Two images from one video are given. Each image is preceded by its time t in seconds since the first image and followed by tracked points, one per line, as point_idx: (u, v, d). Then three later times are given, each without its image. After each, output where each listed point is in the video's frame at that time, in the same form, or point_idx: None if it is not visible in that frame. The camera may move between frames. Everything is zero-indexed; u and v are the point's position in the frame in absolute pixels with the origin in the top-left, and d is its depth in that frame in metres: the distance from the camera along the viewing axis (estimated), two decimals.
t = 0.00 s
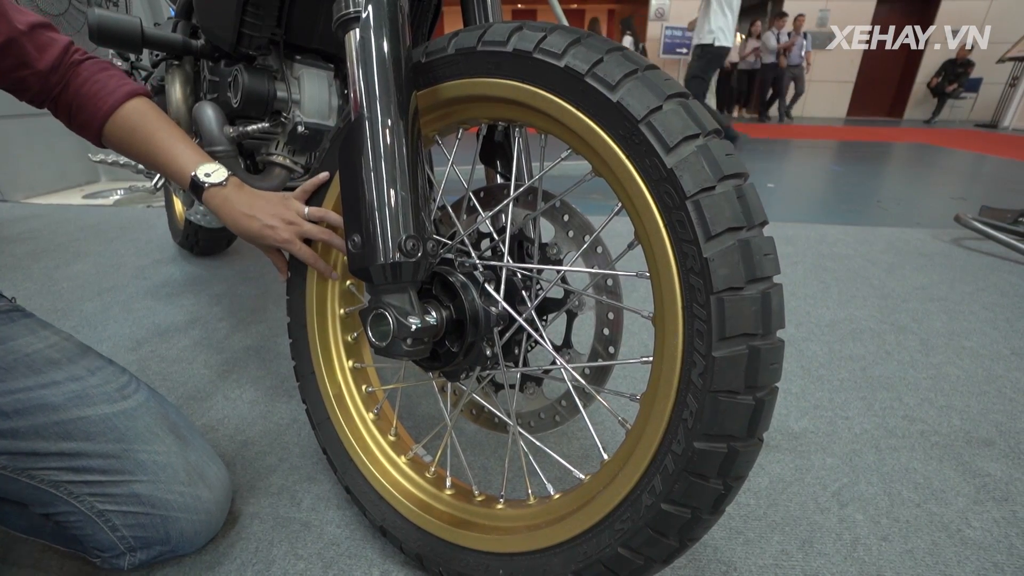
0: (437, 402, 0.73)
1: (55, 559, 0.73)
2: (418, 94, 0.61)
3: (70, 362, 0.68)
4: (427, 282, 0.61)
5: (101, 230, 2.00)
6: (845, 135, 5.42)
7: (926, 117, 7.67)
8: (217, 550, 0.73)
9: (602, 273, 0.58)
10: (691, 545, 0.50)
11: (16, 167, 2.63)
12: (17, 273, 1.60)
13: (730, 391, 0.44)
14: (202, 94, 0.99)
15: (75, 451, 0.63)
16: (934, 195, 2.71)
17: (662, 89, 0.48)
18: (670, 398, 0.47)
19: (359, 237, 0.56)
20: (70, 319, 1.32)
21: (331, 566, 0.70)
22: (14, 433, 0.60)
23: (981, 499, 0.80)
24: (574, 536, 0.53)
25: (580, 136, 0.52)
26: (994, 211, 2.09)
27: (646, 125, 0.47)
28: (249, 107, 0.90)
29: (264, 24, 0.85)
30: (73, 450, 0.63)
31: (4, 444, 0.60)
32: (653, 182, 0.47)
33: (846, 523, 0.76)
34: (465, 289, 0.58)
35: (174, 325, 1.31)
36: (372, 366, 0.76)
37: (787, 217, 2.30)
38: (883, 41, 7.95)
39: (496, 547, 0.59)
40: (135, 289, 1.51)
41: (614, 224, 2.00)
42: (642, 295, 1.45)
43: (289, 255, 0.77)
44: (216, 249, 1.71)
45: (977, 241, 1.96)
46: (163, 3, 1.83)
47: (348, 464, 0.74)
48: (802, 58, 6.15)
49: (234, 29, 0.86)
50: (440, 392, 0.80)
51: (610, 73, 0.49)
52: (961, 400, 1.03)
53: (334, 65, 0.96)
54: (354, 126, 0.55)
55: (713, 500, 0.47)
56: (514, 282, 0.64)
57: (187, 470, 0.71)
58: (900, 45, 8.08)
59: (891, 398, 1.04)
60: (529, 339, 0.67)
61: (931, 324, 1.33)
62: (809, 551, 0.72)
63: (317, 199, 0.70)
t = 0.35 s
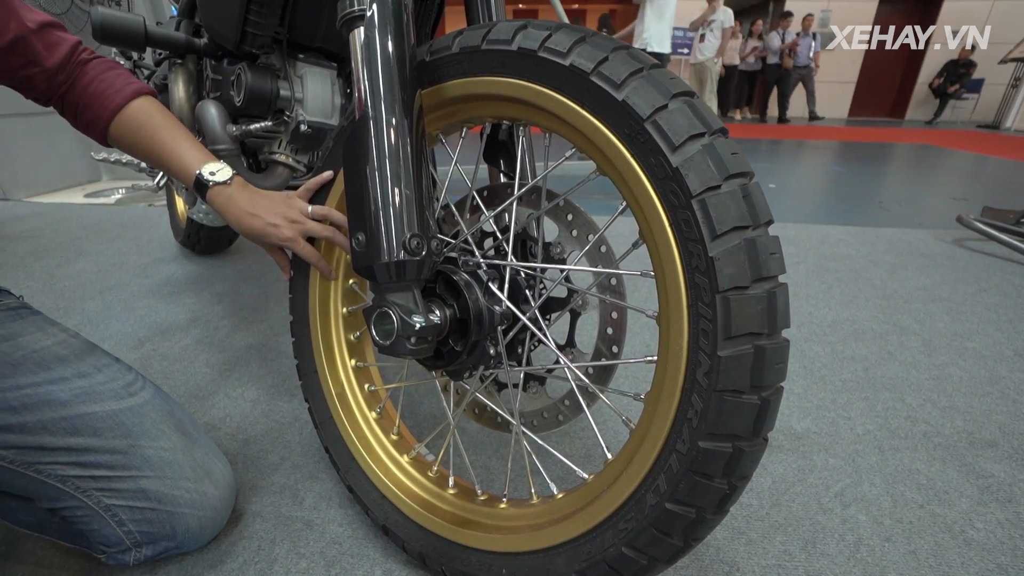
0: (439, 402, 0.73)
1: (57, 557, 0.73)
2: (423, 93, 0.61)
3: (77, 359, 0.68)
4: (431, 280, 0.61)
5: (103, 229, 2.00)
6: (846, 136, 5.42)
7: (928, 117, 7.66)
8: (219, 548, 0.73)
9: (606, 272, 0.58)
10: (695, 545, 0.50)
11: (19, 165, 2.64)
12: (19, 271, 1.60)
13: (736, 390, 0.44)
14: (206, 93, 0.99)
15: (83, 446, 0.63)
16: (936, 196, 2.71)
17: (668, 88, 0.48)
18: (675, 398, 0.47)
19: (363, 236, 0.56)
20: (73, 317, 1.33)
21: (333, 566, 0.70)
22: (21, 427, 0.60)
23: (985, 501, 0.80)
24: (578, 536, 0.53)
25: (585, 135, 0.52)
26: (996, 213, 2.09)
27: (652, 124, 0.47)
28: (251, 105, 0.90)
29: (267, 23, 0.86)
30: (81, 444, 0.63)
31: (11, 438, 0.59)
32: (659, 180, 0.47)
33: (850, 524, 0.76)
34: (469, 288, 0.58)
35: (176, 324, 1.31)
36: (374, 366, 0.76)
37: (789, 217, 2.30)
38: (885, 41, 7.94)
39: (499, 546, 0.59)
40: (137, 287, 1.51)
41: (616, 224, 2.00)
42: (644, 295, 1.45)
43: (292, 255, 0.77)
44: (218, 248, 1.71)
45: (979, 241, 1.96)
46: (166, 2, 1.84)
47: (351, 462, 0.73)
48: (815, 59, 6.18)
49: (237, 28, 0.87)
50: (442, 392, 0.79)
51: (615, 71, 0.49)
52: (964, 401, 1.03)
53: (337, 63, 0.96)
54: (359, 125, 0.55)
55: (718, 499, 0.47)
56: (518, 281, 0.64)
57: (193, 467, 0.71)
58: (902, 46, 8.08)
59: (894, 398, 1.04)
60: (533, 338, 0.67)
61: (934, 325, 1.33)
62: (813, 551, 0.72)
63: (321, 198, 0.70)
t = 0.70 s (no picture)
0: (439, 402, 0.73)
1: (54, 555, 0.72)
2: (423, 91, 0.61)
3: (73, 355, 0.68)
4: (431, 279, 0.60)
5: (104, 228, 2.00)
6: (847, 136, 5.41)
7: (930, 118, 7.64)
8: (217, 548, 0.73)
9: (606, 271, 0.57)
10: (695, 546, 0.50)
11: (20, 164, 2.64)
12: (20, 270, 1.61)
13: (736, 390, 0.44)
14: (206, 91, 0.99)
15: (76, 440, 0.63)
16: (938, 196, 2.71)
17: (669, 86, 0.48)
18: (676, 398, 0.47)
19: (362, 234, 0.55)
20: (73, 316, 1.32)
21: (331, 566, 0.70)
22: (13, 420, 0.60)
23: (987, 502, 0.80)
24: (578, 536, 0.53)
25: (585, 133, 0.51)
26: (998, 213, 2.09)
27: (653, 122, 0.46)
28: (251, 103, 0.89)
29: (266, 21, 0.85)
30: (74, 438, 0.63)
31: (4, 432, 0.60)
32: (659, 179, 0.47)
33: (850, 524, 0.76)
34: (469, 287, 0.58)
35: (176, 323, 1.31)
36: (374, 365, 0.76)
37: (790, 217, 2.30)
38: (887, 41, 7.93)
39: (498, 546, 0.59)
40: (137, 286, 1.51)
41: (616, 223, 2.00)
42: (645, 294, 1.44)
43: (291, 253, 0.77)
44: (218, 247, 1.71)
45: (982, 242, 1.95)
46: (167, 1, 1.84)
47: (350, 462, 0.73)
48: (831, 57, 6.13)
49: (237, 26, 0.86)
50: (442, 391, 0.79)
51: (616, 69, 0.49)
52: (967, 402, 1.03)
53: (337, 62, 0.96)
54: (358, 123, 0.54)
55: (719, 500, 0.46)
56: (517, 280, 0.64)
57: (187, 462, 0.70)
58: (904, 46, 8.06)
59: (896, 399, 1.04)
60: (533, 338, 0.66)
61: (936, 325, 1.32)
62: (813, 553, 0.71)
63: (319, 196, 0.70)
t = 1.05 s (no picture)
0: (437, 401, 0.72)
1: (51, 554, 0.72)
2: (422, 89, 0.61)
3: (70, 352, 0.68)
4: (429, 278, 0.60)
5: (104, 227, 2.00)
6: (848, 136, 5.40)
7: (931, 118, 7.64)
8: (215, 547, 0.73)
9: (605, 270, 0.57)
10: (694, 546, 0.49)
11: (20, 163, 2.64)
12: (19, 268, 1.60)
13: (735, 390, 0.44)
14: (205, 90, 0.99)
15: (71, 436, 0.63)
16: (939, 197, 2.70)
17: (668, 84, 0.48)
18: (675, 398, 0.47)
19: (360, 232, 0.55)
20: (72, 315, 1.32)
21: (329, 566, 0.70)
22: (8, 416, 0.60)
23: (988, 503, 0.79)
24: (576, 536, 0.53)
25: (584, 131, 0.51)
26: (999, 213, 2.08)
27: (652, 121, 0.46)
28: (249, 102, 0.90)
29: (265, 20, 0.84)
30: (70, 435, 0.63)
31: None
32: (658, 178, 0.46)
33: (850, 525, 0.75)
34: (467, 286, 0.58)
35: (175, 322, 1.31)
36: (372, 365, 0.76)
37: (791, 218, 2.29)
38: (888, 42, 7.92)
39: (496, 547, 0.58)
40: (136, 285, 1.51)
41: (616, 223, 1.99)
42: (645, 294, 1.44)
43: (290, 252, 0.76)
44: (218, 246, 1.71)
45: (982, 242, 1.95)
46: None
47: (348, 462, 0.73)
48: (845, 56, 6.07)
49: (236, 25, 0.85)
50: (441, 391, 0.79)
51: (615, 67, 0.48)
52: (967, 403, 1.02)
53: (336, 61, 0.96)
54: (356, 121, 0.54)
55: (717, 501, 0.46)
56: (516, 279, 0.64)
57: (184, 459, 0.70)
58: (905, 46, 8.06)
59: (896, 400, 1.03)
60: (531, 337, 0.66)
61: (936, 326, 1.32)
62: (813, 554, 0.71)
63: (317, 195, 0.70)
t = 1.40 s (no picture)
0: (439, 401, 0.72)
1: (53, 552, 0.72)
2: (424, 89, 0.61)
3: (73, 350, 0.68)
4: (431, 278, 0.60)
5: (106, 226, 2.00)
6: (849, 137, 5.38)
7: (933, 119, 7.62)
8: (216, 546, 0.73)
9: (607, 270, 0.57)
10: (696, 547, 0.49)
11: (22, 162, 2.64)
12: (21, 267, 1.61)
13: (738, 391, 0.44)
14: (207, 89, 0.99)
15: (75, 434, 0.63)
16: (941, 198, 2.70)
17: (671, 84, 0.48)
18: (677, 398, 0.47)
19: (361, 232, 0.55)
20: (73, 314, 1.32)
21: (330, 565, 0.70)
22: (13, 414, 0.60)
23: (990, 505, 0.79)
24: (578, 537, 0.53)
25: (586, 131, 0.51)
26: (1002, 214, 2.08)
27: (655, 121, 0.46)
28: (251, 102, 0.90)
29: (268, 19, 0.84)
30: (74, 433, 0.63)
31: (5, 426, 0.59)
32: (661, 178, 0.46)
33: (852, 527, 0.75)
34: (469, 285, 0.58)
35: (177, 321, 1.31)
36: (373, 364, 0.76)
37: (792, 218, 2.29)
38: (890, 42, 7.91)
39: (497, 547, 0.58)
40: (137, 284, 1.51)
41: (617, 223, 1.99)
42: (647, 294, 1.44)
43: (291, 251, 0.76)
44: (219, 246, 1.71)
45: (985, 243, 1.94)
46: None
47: (349, 462, 0.73)
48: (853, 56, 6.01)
49: (239, 25, 0.84)
50: (442, 391, 0.79)
51: (618, 67, 0.48)
52: (969, 404, 1.02)
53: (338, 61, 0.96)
54: (358, 120, 0.54)
55: (719, 501, 0.46)
56: (518, 279, 0.64)
57: (186, 458, 0.70)
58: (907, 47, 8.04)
59: (898, 401, 1.03)
60: (533, 337, 0.66)
61: (938, 327, 1.32)
62: (815, 555, 0.71)
63: (318, 195, 0.70)
